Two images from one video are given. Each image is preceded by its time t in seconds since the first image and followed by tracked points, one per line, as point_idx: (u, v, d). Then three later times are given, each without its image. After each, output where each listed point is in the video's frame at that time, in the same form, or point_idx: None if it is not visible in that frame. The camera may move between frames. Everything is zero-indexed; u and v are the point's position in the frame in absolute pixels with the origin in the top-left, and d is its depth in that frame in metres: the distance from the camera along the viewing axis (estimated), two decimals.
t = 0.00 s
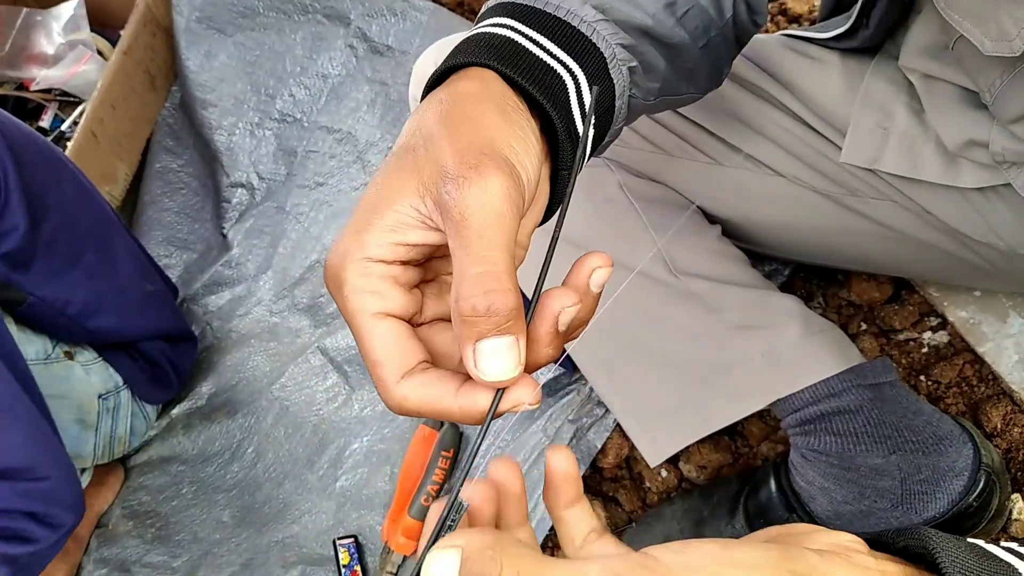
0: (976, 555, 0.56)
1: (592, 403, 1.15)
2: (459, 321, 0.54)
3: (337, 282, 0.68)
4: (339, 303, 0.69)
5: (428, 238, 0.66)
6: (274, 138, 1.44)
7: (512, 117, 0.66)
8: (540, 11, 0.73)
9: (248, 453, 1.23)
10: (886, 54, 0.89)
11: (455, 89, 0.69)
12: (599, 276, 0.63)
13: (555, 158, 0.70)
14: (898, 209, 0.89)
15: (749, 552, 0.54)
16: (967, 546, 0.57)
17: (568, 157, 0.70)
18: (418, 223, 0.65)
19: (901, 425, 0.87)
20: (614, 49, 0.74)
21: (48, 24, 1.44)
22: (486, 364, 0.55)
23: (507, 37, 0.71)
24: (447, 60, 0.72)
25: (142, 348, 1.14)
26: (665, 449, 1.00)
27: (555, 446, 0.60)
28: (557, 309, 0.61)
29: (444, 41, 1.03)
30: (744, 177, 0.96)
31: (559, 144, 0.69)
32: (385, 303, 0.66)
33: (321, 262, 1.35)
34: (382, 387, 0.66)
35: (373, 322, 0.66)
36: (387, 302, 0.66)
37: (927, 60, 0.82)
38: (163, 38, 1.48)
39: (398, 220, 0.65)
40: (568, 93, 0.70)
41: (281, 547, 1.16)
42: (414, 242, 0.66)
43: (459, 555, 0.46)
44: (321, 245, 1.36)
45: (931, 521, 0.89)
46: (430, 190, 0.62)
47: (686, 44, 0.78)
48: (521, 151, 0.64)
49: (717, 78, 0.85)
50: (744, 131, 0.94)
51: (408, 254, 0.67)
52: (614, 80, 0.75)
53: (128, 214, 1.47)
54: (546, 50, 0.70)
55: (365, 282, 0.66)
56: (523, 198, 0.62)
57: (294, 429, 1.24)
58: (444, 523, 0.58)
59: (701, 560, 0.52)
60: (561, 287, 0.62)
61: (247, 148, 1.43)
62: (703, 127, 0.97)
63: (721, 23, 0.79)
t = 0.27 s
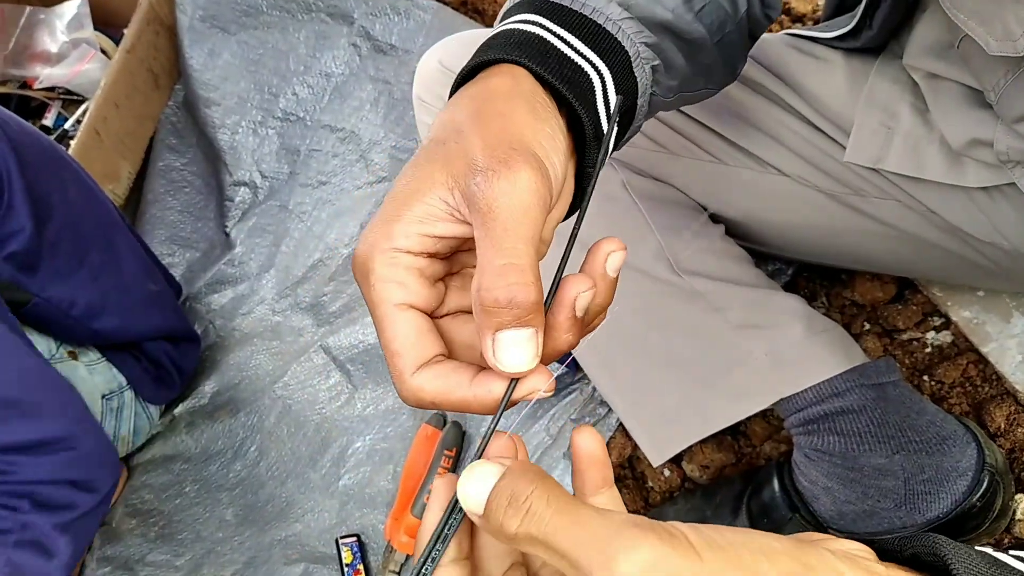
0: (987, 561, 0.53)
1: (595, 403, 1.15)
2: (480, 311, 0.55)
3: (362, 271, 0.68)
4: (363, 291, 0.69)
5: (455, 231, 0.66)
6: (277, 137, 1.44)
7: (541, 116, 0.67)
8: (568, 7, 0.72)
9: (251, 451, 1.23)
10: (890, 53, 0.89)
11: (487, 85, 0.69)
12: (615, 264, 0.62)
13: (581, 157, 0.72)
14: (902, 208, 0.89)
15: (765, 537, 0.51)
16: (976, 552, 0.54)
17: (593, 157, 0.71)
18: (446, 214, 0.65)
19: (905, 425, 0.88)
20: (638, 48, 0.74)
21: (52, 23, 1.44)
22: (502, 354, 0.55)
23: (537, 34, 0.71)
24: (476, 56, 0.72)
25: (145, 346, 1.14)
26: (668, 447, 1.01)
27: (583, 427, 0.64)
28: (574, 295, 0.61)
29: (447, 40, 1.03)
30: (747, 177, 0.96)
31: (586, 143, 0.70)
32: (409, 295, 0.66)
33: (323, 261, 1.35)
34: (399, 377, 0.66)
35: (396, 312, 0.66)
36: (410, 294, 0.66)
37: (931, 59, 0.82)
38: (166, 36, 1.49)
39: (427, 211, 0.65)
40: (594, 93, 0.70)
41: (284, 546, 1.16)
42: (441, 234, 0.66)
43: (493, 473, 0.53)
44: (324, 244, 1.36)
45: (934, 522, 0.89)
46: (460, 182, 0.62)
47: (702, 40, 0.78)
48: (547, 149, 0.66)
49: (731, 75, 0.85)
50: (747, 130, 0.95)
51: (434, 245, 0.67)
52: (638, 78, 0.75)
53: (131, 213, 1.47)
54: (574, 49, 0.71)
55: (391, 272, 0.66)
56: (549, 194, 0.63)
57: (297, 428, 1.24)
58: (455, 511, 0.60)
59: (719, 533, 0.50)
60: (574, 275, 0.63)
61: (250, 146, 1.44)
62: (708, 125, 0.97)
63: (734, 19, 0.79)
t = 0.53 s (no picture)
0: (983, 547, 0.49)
1: (591, 402, 1.15)
2: (477, 312, 0.55)
3: (374, 264, 0.68)
4: (373, 284, 0.69)
5: (469, 233, 0.66)
6: (273, 137, 1.44)
7: (571, 124, 0.66)
8: (602, 15, 0.72)
9: (247, 452, 1.23)
10: (886, 49, 0.89)
11: (521, 91, 0.68)
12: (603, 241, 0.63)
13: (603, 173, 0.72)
14: (897, 205, 0.89)
15: (746, 509, 0.51)
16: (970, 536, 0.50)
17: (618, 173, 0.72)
18: (464, 216, 0.65)
19: (901, 423, 0.88)
20: (666, 63, 0.75)
21: (47, 24, 1.43)
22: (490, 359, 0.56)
23: (572, 41, 0.70)
24: (511, 60, 0.71)
25: (143, 347, 1.14)
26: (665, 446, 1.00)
27: (579, 438, 0.63)
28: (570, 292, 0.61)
29: (442, 40, 1.03)
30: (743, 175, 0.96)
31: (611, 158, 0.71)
32: (418, 292, 0.67)
33: (319, 261, 1.35)
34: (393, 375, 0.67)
35: (402, 309, 0.67)
36: (418, 292, 0.67)
37: (927, 55, 0.82)
38: (162, 37, 1.48)
39: (446, 209, 0.65)
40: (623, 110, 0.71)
41: (281, 547, 1.16)
42: (456, 234, 0.66)
43: (491, 448, 0.52)
44: (320, 245, 1.36)
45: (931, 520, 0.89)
46: (481, 186, 0.62)
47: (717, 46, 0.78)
48: (576, 160, 0.65)
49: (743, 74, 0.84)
50: (742, 129, 0.95)
51: (449, 245, 0.67)
52: (662, 94, 0.75)
53: (127, 214, 1.47)
54: (608, 62, 0.71)
55: (402, 267, 0.67)
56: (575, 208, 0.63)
57: (293, 429, 1.24)
58: (447, 510, 0.60)
59: (704, 504, 0.50)
60: (568, 260, 0.62)
61: (246, 147, 1.43)
62: (706, 124, 0.97)
63: (749, 23, 0.79)
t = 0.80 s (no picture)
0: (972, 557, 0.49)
1: (589, 402, 1.15)
2: (484, 320, 0.53)
3: (366, 265, 0.69)
4: (365, 284, 0.70)
5: (462, 237, 0.67)
6: (270, 137, 1.43)
7: (564, 129, 0.66)
8: (597, 20, 0.72)
9: (245, 453, 1.23)
10: (882, 48, 0.88)
11: (514, 96, 0.68)
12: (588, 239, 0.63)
13: (596, 178, 0.73)
14: (895, 205, 0.89)
15: (738, 522, 0.50)
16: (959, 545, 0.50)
17: (610, 179, 0.72)
18: (456, 220, 0.65)
19: (899, 422, 0.88)
20: (661, 67, 0.74)
21: (44, 25, 1.43)
22: (498, 368, 0.53)
23: (567, 45, 0.70)
24: (505, 65, 0.71)
25: (140, 348, 1.14)
26: (663, 447, 1.00)
27: (575, 446, 0.64)
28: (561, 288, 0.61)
29: (439, 40, 1.03)
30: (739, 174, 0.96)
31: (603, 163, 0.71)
32: (409, 293, 0.67)
33: (317, 261, 1.34)
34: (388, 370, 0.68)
35: (394, 308, 0.68)
36: (411, 292, 0.67)
37: (924, 54, 0.82)
38: (159, 37, 1.48)
39: (438, 214, 0.65)
40: (615, 116, 0.71)
41: (279, 547, 1.16)
42: (449, 238, 0.67)
43: (490, 444, 0.52)
44: (318, 245, 1.36)
45: (929, 518, 0.89)
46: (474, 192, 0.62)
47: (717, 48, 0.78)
48: (569, 165, 0.65)
49: (743, 75, 0.84)
50: (739, 128, 0.95)
51: (441, 248, 0.68)
52: (657, 100, 0.75)
53: (125, 215, 1.47)
54: (603, 67, 0.71)
55: (394, 268, 0.67)
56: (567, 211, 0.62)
57: (291, 429, 1.24)
58: (436, 504, 0.61)
59: (697, 516, 0.50)
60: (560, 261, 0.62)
61: (243, 147, 1.43)
62: (704, 124, 0.97)
63: (745, 24, 0.79)
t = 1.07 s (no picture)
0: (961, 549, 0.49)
1: (588, 400, 1.15)
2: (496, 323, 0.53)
3: (373, 276, 0.69)
4: (374, 294, 0.70)
5: (464, 242, 0.67)
6: (269, 135, 1.43)
7: (558, 130, 0.66)
8: (589, 21, 0.72)
9: (244, 451, 1.23)
10: (882, 46, 0.88)
11: (506, 101, 0.68)
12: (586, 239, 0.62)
13: (599, 177, 0.73)
14: (895, 203, 0.89)
15: (734, 515, 0.50)
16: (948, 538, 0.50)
17: (613, 178, 0.72)
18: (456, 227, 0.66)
19: (899, 420, 0.88)
20: (658, 65, 0.73)
21: (43, 23, 1.43)
22: (521, 366, 0.52)
23: (560, 49, 0.70)
24: (498, 71, 0.72)
25: (139, 346, 1.14)
26: (662, 446, 1.00)
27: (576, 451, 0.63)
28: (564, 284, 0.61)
29: (438, 37, 1.02)
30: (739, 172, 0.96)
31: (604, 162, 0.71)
32: (419, 298, 0.67)
33: (316, 259, 1.34)
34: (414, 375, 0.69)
35: (408, 314, 0.68)
36: (421, 297, 0.67)
37: (924, 52, 0.82)
38: (158, 35, 1.48)
39: (437, 223, 0.65)
40: (614, 115, 0.71)
41: (278, 546, 1.16)
42: (450, 244, 0.67)
43: (491, 437, 0.52)
44: (317, 243, 1.35)
45: (928, 517, 0.89)
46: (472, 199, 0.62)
47: (716, 45, 0.77)
48: (564, 166, 0.65)
49: (743, 75, 0.84)
50: (739, 125, 0.95)
51: (443, 254, 0.68)
52: (656, 97, 0.74)
53: (124, 213, 1.46)
54: (598, 67, 0.70)
55: (399, 277, 0.67)
56: (564, 210, 0.62)
57: (290, 428, 1.23)
58: (431, 501, 0.62)
59: (694, 510, 0.50)
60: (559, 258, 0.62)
61: (242, 145, 1.43)
62: (706, 123, 0.97)
63: (745, 23, 0.79)
